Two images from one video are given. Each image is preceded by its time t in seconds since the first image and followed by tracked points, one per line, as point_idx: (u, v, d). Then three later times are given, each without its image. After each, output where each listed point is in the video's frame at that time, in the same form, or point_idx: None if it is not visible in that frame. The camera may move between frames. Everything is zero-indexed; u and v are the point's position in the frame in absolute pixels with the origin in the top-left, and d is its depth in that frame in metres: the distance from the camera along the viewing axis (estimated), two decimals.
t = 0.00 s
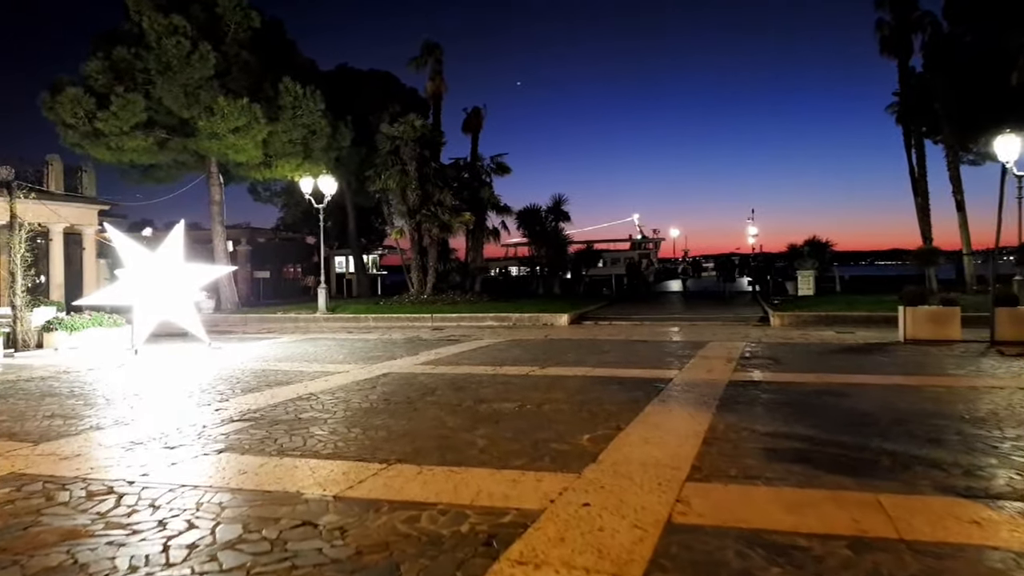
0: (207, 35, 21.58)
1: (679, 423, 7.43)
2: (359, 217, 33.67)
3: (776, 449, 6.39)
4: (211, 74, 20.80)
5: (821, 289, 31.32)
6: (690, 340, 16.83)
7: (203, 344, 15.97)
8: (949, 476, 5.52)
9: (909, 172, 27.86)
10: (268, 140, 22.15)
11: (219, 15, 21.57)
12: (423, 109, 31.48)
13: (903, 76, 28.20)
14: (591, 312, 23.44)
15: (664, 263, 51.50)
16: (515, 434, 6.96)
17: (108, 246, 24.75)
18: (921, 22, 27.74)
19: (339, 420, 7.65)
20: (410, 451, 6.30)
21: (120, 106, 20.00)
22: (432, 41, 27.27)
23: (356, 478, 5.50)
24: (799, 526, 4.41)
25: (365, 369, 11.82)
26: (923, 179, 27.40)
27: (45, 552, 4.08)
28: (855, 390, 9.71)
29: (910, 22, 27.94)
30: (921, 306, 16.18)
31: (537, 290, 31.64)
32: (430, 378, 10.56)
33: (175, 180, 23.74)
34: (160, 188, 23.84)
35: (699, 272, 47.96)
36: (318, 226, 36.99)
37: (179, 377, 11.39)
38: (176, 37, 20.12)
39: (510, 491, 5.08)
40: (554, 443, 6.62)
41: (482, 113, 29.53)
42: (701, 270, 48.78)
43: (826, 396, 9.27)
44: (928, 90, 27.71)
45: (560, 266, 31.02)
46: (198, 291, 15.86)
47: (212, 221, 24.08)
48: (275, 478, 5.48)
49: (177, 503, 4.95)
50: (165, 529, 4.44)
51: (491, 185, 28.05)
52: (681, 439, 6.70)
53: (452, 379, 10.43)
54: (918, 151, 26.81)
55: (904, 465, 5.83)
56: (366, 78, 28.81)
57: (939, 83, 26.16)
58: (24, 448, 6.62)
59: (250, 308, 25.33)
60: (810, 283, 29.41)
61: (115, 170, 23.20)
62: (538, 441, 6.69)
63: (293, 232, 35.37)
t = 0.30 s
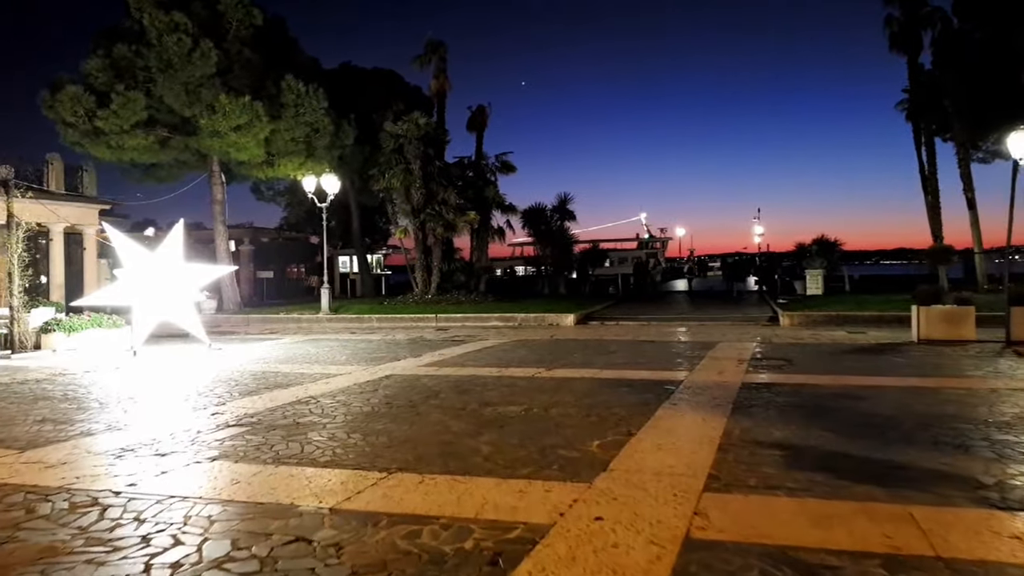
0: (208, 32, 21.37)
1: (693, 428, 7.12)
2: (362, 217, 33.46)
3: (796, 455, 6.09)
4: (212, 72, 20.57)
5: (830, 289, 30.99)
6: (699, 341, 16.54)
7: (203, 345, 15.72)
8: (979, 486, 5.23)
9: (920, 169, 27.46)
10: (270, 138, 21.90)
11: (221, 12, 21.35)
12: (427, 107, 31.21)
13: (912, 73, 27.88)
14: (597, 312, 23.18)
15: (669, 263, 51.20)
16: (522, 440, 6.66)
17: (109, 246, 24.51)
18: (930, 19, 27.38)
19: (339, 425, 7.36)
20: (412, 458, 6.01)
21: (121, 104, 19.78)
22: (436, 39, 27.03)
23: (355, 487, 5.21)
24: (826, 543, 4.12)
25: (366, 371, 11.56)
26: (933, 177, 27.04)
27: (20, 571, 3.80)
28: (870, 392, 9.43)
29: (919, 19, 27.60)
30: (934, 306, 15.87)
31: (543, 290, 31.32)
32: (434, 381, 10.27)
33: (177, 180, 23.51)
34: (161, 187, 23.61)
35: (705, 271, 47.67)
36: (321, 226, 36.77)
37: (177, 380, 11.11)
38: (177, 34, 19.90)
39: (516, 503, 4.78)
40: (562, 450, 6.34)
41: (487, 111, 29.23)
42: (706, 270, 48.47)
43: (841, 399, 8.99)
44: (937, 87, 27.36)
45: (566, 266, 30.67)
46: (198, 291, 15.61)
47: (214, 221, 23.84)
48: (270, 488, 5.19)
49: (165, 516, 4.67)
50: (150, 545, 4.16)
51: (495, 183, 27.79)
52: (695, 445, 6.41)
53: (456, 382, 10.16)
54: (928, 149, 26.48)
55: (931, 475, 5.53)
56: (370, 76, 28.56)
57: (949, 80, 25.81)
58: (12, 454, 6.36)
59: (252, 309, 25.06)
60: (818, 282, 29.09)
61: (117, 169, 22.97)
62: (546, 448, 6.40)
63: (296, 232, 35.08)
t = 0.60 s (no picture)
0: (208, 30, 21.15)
1: (704, 436, 6.83)
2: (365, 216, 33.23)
3: (813, 466, 5.81)
4: (212, 70, 20.35)
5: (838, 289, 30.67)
6: (706, 342, 16.26)
7: (202, 346, 15.48)
8: (1009, 500, 4.94)
9: (929, 167, 27.06)
10: (271, 137, 21.65)
11: (221, 10, 21.12)
12: (430, 106, 30.94)
13: (921, 71, 27.54)
14: (602, 312, 22.92)
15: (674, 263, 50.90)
16: (526, 448, 6.38)
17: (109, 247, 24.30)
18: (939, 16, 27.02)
19: (335, 432, 7.08)
20: (410, 469, 5.72)
21: (119, 102, 19.56)
22: (439, 36, 26.78)
23: (349, 500, 4.93)
24: (852, 565, 3.83)
25: (367, 374, 11.29)
26: (942, 176, 26.69)
27: None
28: (886, 396, 9.15)
29: (927, 16, 27.24)
30: (946, 307, 15.57)
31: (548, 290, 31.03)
32: (435, 385, 9.99)
33: (178, 179, 23.28)
34: (161, 187, 23.36)
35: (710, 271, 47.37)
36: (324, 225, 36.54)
37: (172, 384, 10.83)
38: (175, 32, 19.68)
39: (519, 519, 4.49)
40: (568, 459, 6.06)
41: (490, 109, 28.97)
42: (712, 270, 48.17)
43: (856, 403, 8.71)
44: (946, 85, 27.01)
45: (571, 265, 30.43)
46: (196, 292, 15.35)
47: (214, 221, 23.60)
48: (259, 501, 4.90)
49: (146, 533, 4.39)
50: (127, 566, 3.88)
51: (499, 183, 27.52)
52: (708, 454, 6.12)
53: (458, 385, 9.88)
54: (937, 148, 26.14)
55: (956, 488, 5.24)
56: (372, 75, 28.31)
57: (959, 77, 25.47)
58: None
59: (253, 309, 24.82)
60: (826, 282, 28.79)
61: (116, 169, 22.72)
62: (551, 457, 6.11)
63: (298, 232, 34.81)
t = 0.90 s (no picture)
0: (209, 26, 20.92)
1: (718, 444, 6.49)
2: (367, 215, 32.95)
3: (836, 478, 5.46)
4: (212, 66, 20.11)
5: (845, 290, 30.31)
6: (713, 344, 15.93)
7: (199, 347, 15.21)
8: None
9: (938, 167, 26.62)
10: (272, 134, 21.36)
11: (221, 6, 20.90)
12: (433, 104, 30.62)
13: (931, 69, 27.14)
14: (606, 313, 22.62)
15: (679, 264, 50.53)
16: (530, 457, 6.05)
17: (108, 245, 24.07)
18: (948, 14, 26.62)
19: (331, 439, 6.74)
20: (408, 480, 5.40)
21: (117, 98, 19.32)
22: (442, 33, 26.48)
23: (342, 515, 4.60)
24: None
25: (367, 377, 10.97)
26: (952, 176, 26.29)
27: None
28: (903, 401, 8.80)
29: (937, 14, 26.83)
30: (960, 308, 15.19)
31: (552, 290, 30.98)
32: (437, 388, 9.66)
33: (178, 177, 23.00)
34: (161, 185, 23.09)
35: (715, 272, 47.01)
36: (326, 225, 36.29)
37: (165, 386, 10.51)
38: (174, 27, 19.44)
39: (523, 538, 4.17)
40: (575, 469, 5.72)
41: (494, 107, 28.65)
42: (717, 271, 47.81)
43: (873, 408, 8.38)
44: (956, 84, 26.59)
45: (575, 266, 30.10)
46: (194, 292, 15.06)
47: (214, 220, 23.30)
48: (245, 516, 4.59)
49: (121, 552, 4.08)
50: None
51: (503, 181, 27.21)
52: (724, 465, 5.78)
53: (460, 389, 9.55)
54: (947, 147, 25.74)
55: (990, 504, 4.90)
56: (376, 73, 28.02)
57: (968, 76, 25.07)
58: None
59: (254, 309, 24.51)
60: (833, 282, 28.42)
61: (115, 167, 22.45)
62: (556, 467, 5.78)
63: (301, 231, 34.55)
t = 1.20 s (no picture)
0: (207, 22, 20.67)
1: (731, 452, 6.19)
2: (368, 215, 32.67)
3: (858, 491, 5.16)
4: (210, 63, 19.86)
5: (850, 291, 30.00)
6: (719, 345, 15.64)
7: (195, 348, 14.92)
8: None
9: (945, 166, 26.29)
10: (271, 131, 21.09)
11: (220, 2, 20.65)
12: (435, 102, 30.32)
13: (938, 67, 26.80)
14: (609, 313, 22.32)
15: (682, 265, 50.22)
16: (534, 467, 5.75)
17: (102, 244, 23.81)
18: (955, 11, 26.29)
19: (326, 447, 6.46)
20: (405, 492, 5.10)
21: (113, 95, 19.07)
22: (444, 30, 26.22)
23: (334, 532, 4.31)
24: None
25: (365, 379, 10.67)
26: (960, 175, 25.96)
27: None
28: (920, 405, 8.50)
29: (944, 11, 26.49)
30: (971, 309, 14.87)
31: (554, 290, 30.70)
32: (437, 391, 9.36)
33: (176, 175, 22.73)
34: (160, 183, 22.82)
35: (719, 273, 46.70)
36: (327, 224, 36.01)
37: (158, 388, 10.23)
38: (172, 23, 19.21)
39: (527, 558, 3.88)
40: (582, 480, 5.43)
41: (496, 105, 28.36)
42: (720, 271, 47.52)
43: (890, 413, 8.07)
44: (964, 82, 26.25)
45: (577, 266, 29.80)
46: (190, 292, 14.76)
47: (213, 219, 23.03)
48: (230, 532, 4.30)
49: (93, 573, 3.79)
50: None
51: (505, 180, 26.93)
52: (738, 476, 5.48)
53: (460, 393, 9.25)
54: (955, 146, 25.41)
55: None
56: (377, 70, 27.75)
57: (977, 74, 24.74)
58: None
59: (253, 309, 24.22)
60: (839, 282, 28.10)
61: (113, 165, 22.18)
62: (562, 478, 5.48)
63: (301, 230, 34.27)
